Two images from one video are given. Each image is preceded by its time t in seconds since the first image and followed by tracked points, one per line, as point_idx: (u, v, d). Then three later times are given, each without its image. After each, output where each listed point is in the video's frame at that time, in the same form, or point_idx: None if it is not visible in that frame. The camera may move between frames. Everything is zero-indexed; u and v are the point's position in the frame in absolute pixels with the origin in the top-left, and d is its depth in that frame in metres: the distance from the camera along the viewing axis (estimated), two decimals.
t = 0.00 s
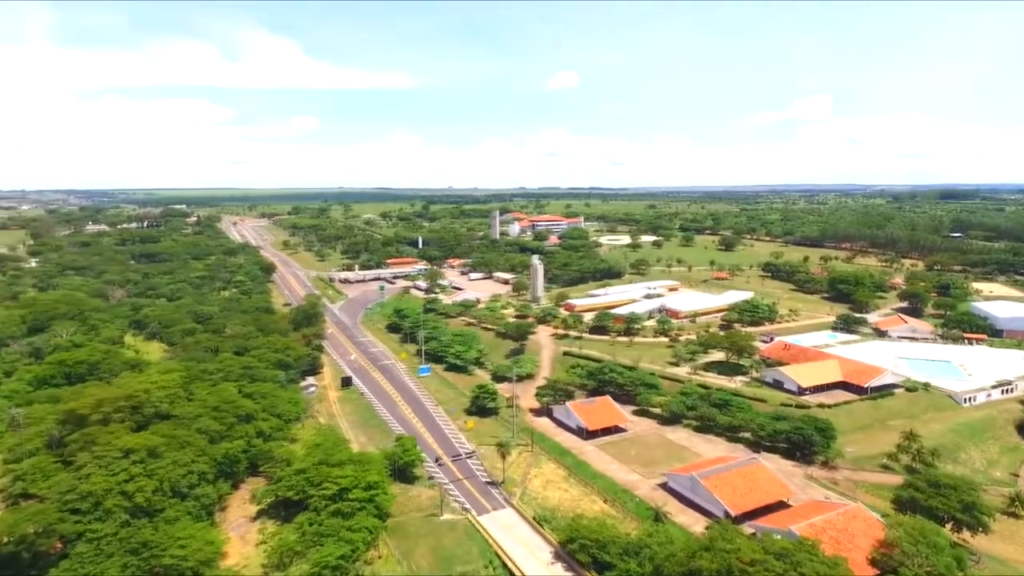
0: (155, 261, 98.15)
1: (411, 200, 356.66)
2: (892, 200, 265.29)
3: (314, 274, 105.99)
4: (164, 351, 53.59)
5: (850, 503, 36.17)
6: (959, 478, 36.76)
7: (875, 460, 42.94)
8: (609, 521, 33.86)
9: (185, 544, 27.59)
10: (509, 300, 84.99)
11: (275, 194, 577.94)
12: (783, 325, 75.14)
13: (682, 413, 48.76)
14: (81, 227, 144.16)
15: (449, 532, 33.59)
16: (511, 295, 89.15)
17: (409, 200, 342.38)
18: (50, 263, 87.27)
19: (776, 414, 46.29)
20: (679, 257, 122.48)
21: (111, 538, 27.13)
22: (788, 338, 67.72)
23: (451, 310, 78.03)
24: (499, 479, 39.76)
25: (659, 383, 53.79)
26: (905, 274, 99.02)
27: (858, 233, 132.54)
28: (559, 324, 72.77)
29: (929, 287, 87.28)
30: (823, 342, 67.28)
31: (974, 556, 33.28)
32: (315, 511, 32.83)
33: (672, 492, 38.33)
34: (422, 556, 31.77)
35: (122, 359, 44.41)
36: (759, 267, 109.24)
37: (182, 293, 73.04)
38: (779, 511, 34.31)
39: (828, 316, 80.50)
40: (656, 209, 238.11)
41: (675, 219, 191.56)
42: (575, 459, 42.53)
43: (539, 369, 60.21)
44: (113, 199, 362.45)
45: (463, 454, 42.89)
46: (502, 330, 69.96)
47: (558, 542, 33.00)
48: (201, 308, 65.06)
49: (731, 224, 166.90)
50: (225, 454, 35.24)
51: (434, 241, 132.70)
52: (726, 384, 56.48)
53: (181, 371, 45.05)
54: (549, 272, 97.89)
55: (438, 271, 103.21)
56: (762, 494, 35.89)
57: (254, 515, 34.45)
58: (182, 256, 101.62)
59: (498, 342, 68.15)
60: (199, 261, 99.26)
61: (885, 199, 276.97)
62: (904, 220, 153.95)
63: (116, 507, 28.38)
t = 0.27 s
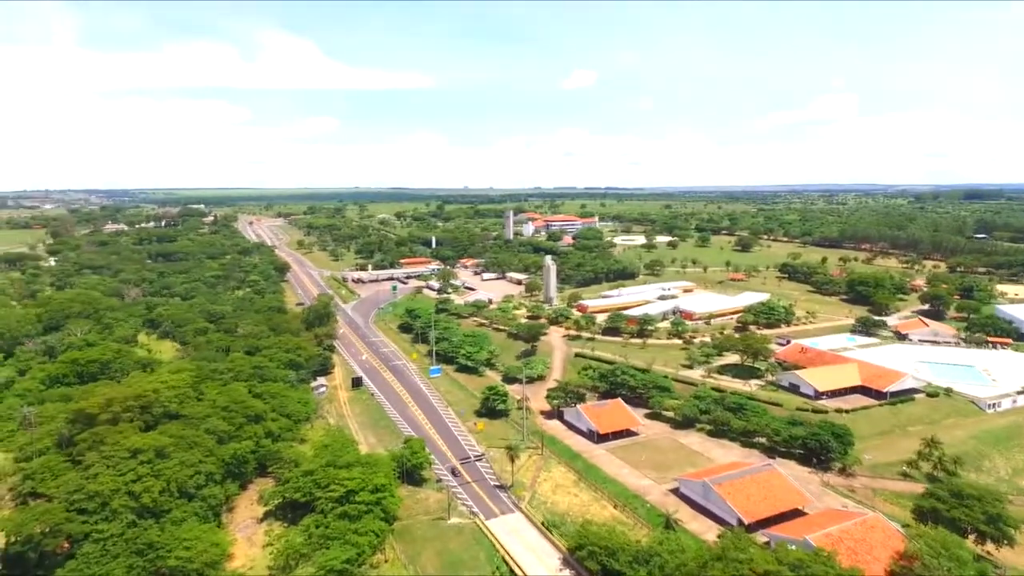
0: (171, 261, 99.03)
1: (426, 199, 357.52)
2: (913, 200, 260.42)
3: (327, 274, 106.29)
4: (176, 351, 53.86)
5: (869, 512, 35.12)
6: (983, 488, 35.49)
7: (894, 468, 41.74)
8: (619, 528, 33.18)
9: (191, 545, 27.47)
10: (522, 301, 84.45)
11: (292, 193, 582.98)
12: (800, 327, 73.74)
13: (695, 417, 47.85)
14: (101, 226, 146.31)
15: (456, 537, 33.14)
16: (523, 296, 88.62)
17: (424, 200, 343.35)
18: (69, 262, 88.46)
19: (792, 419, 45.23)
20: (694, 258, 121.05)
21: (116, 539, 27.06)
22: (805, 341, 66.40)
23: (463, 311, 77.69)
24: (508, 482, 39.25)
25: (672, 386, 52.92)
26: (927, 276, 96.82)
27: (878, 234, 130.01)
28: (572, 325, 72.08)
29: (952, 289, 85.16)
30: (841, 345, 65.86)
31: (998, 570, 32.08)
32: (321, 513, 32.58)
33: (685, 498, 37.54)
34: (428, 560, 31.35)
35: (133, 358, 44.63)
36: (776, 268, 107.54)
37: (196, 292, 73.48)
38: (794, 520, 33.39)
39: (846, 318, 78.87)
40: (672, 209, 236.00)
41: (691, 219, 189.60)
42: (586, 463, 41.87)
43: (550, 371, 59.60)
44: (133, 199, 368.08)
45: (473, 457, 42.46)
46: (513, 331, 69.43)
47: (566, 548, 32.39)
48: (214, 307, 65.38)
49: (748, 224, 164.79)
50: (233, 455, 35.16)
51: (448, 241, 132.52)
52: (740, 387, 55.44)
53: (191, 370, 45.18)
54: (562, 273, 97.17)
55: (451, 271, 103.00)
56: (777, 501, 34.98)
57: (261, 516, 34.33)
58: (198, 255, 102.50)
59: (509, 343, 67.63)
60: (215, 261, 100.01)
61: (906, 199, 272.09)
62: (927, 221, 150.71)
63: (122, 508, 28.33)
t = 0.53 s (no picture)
0: (180, 260, 99.42)
1: (435, 199, 357.70)
2: (927, 200, 257.29)
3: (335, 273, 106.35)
4: (182, 351, 53.88)
5: (880, 520, 34.34)
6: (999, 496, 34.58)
7: (907, 474, 40.86)
8: (624, 534, 32.58)
9: (191, 548, 27.26)
10: (529, 302, 84.01)
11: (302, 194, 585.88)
12: (811, 329, 72.74)
13: (703, 420, 47.15)
14: (112, 226, 147.40)
15: (458, 540, 32.74)
16: (531, 297, 88.17)
17: (433, 200, 343.93)
18: (79, 262, 89.05)
19: (802, 423, 44.43)
20: (703, 259, 120.00)
21: (116, 541, 26.89)
22: (816, 343, 65.43)
23: (470, 311, 77.32)
24: (513, 486, 38.81)
25: (680, 389, 52.24)
26: (941, 277, 95.33)
27: (891, 234, 128.32)
28: (579, 326, 71.53)
29: (967, 291, 83.69)
30: (853, 348, 64.85)
31: None
32: (323, 517, 32.29)
33: (691, 503, 36.92)
34: (429, 565, 30.97)
35: (138, 358, 44.62)
36: (787, 269, 106.38)
37: (204, 292, 73.62)
38: (803, 527, 32.71)
39: (858, 320, 77.76)
40: (683, 210, 234.07)
41: (701, 220, 188.27)
42: (591, 467, 41.33)
43: (556, 373, 59.09)
44: (145, 199, 371.31)
45: (477, 460, 42.06)
46: (520, 332, 69.00)
47: (570, 554, 31.87)
48: (221, 307, 65.43)
49: (758, 224, 163.32)
50: (235, 457, 34.94)
51: (456, 241, 132.29)
52: (749, 390, 54.70)
53: (196, 371, 45.12)
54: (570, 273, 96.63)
55: (459, 271, 102.72)
56: (788, 507, 34.24)
57: (263, 519, 34.13)
58: (207, 255, 102.86)
59: (516, 344, 67.21)
60: (223, 261, 100.30)
61: (920, 199, 269.16)
62: (941, 221, 148.61)
63: (123, 510, 28.18)
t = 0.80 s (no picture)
0: (186, 261, 99.60)
1: (442, 199, 357.70)
2: (938, 201, 254.73)
3: (340, 274, 106.27)
4: (185, 352, 53.80)
5: (888, 527, 33.64)
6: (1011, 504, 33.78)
7: (916, 480, 40.08)
8: (627, 540, 32.07)
9: (188, 552, 26.99)
10: (534, 303, 83.55)
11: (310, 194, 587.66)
12: (819, 332, 71.88)
13: (708, 424, 46.51)
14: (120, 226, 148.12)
15: (459, 545, 32.31)
16: (536, 298, 87.70)
17: (440, 201, 344.31)
18: (86, 262, 89.35)
19: (809, 427, 43.73)
20: (710, 259, 119.10)
21: (113, 545, 26.67)
22: (824, 346, 64.61)
23: (474, 312, 76.91)
24: (515, 490, 38.38)
25: (685, 392, 51.61)
26: (951, 279, 94.13)
27: (901, 235, 126.91)
28: (584, 328, 70.98)
29: (978, 293, 82.50)
30: (861, 350, 63.99)
31: None
32: (322, 520, 31.98)
33: (696, 509, 36.35)
34: (429, 570, 30.57)
35: (140, 359, 44.50)
36: (795, 270, 105.40)
37: (208, 292, 73.59)
38: (810, 534, 32.09)
39: (867, 323, 76.76)
40: (690, 210, 232.60)
41: (709, 220, 186.99)
42: (594, 471, 40.81)
43: (560, 375, 58.55)
44: (154, 199, 373.62)
45: (479, 463, 41.64)
46: (524, 333, 68.55)
47: (572, 560, 31.38)
48: (225, 308, 65.35)
49: (766, 225, 162.12)
50: (235, 459, 34.68)
51: (462, 241, 131.97)
52: (756, 393, 54.01)
53: (198, 372, 44.94)
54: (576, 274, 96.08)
55: (464, 272, 102.37)
56: (794, 514, 33.59)
57: (262, 522, 33.85)
58: (212, 255, 103.02)
59: (521, 345, 66.78)
60: (229, 261, 100.40)
61: (930, 200, 266.54)
62: (952, 222, 146.86)
63: (120, 513, 27.97)
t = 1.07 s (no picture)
0: (191, 261, 99.76)
1: (447, 199, 357.77)
2: (947, 202, 252.47)
3: (345, 274, 106.19)
4: (187, 353, 53.66)
5: (897, 535, 32.95)
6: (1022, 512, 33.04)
7: (925, 486, 39.36)
8: (629, 546, 31.55)
9: (184, 556, 26.66)
10: (538, 304, 83.08)
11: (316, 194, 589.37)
12: (826, 334, 71.06)
13: (713, 427, 45.88)
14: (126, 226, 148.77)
15: (458, 550, 31.91)
16: (541, 298, 87.24)
17: (446, 201, 344.38)
18: (91, 262, 89.63)
19: (815, 431, 43.05)
20: (716, 260, 118.27)
21: (109, 548, 26.38)
22: (832, 348, 63.82)
23: (478, 313, 76.51)
24: (516, 494, 37.93)
25: (690, 394, 51.00)
26: (961, 280, 93.02)
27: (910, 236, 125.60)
28: (588, 329, 70.45)
29: (988, 295, 81.37)
30: (869, 353, 63.16)
31: None
32: (321, 524, 31.63)
33: (699, 514, 35.78)
34: None
35: (141, 359, 44.37)
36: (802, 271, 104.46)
37: (212, 292, 73.55)
38: (816, 541, 31.48)
39: (875, 325, 75.85)
40: (696, 211, 231.42)
41: (715, 221, 185.94)
42: (597, 475, 40.30)
43: (564, 377, 58.04)
44: (162, 198, 375.59)
45: (481, 467, 41.20)
46: (528, 334, 68.09)
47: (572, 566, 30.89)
48: (228, 308, 65.25)
49: (773, 225, 160.94)
50: (234, 461, 34.33)
51: (467, 242, 131.66)
52: (762, 396, 53.33)
53: (198, 373, 44.74)
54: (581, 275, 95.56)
55: (468, 273, 102.03)
56: (800, 520, 32.96)
57: (261, 525, 33.57)
58: (217, 255, 103.16)
59: (524, 347, 66.33)
60: (233, 261, 100.45)
61: (940, 201, 264.18)
62: (962, 223, 145.27)
63: (116, 516, 27.71)
